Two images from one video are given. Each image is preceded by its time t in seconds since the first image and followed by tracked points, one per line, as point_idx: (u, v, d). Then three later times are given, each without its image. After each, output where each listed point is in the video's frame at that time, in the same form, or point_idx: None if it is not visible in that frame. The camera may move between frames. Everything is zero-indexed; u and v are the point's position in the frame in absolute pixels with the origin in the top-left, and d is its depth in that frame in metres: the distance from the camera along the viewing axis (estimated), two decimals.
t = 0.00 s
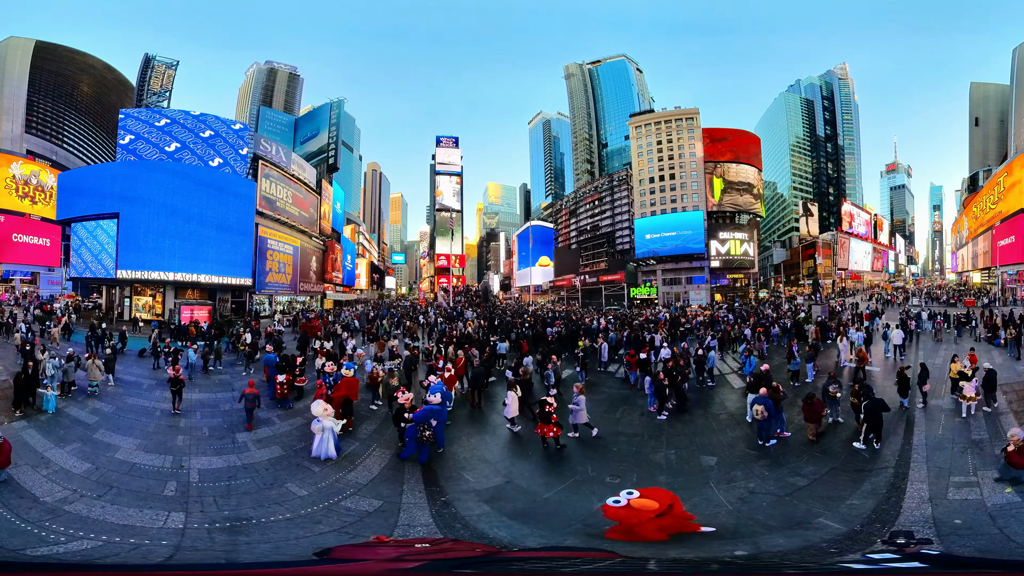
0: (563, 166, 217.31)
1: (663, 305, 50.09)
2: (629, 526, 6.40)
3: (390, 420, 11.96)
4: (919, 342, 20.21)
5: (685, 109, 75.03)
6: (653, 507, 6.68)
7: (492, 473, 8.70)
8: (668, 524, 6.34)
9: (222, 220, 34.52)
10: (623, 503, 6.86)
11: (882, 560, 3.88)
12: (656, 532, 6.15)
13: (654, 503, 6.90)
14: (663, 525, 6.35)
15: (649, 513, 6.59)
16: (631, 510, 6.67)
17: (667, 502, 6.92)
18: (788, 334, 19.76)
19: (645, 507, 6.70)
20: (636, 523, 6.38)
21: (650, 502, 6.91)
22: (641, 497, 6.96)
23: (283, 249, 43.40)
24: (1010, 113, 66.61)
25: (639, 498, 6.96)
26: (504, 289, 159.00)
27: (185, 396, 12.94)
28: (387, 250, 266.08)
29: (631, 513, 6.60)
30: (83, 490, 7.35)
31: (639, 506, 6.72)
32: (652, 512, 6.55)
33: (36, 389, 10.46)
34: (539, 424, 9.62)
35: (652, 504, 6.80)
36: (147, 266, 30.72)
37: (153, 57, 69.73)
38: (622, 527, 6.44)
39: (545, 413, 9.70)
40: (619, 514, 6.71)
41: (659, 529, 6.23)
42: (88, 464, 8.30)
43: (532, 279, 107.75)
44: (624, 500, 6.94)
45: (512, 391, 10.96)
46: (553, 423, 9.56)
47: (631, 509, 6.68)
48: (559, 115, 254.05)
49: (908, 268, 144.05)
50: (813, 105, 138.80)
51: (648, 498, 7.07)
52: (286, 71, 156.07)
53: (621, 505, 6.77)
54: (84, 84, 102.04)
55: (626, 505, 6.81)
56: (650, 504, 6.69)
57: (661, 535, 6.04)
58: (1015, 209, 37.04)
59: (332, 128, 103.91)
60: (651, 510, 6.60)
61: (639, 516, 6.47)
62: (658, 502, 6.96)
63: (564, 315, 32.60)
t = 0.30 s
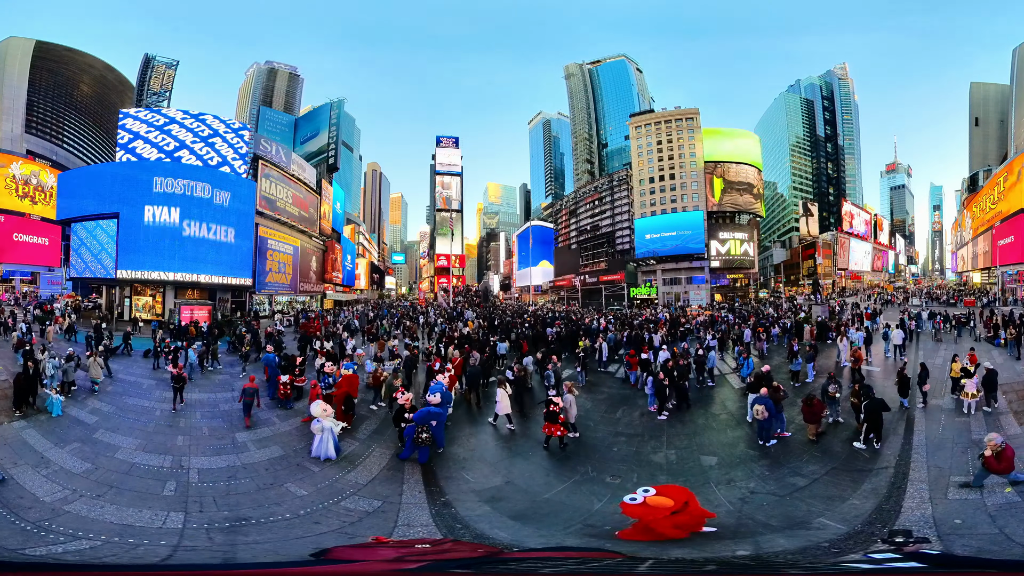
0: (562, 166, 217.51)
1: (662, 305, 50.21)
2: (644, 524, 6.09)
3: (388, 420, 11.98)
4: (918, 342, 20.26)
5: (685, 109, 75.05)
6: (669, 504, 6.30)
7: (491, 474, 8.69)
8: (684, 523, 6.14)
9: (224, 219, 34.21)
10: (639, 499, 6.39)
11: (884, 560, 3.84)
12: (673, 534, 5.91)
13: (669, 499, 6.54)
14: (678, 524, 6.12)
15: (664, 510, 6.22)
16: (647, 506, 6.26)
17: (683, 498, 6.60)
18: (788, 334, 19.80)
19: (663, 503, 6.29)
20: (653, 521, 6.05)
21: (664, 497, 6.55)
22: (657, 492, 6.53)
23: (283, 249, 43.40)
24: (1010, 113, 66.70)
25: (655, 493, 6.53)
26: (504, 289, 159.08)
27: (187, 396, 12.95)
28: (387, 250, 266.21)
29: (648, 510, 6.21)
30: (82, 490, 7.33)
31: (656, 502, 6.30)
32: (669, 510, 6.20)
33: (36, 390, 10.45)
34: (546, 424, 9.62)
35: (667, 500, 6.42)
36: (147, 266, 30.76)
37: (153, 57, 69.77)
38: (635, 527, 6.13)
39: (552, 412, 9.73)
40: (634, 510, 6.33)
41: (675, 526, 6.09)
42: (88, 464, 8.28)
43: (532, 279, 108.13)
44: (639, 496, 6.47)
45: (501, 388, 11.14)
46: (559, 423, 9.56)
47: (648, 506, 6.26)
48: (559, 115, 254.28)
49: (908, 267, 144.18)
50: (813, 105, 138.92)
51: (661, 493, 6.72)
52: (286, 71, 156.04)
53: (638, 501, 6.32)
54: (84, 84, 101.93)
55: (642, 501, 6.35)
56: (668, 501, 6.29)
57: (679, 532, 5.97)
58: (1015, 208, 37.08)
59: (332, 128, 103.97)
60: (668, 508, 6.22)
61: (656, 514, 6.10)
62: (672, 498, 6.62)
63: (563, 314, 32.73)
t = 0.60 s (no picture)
0: (562, 166, 217.47)
1: (662, 305, 50.21)
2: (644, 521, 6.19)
3: (388, 420, 11.98)
4: (918, 342, 20.25)
5: (685, 109, 75.14)
6: (671, 501, 6.32)
7: (492, 474, 8.69)
8: (684, 522, 6.16)
9: (225, 220, 34.29)
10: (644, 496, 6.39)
11: (879, 559, 3.85)
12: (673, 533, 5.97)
13: (673, 496, 6.56)
14: (677, 523, 6.14)
15: (664, 507, 6.27)
16: (650, 503, 6.30)
17: (687, 496, 6.63)
18: (788, 333, 19.80)
19: (665, 500, 6.32)
20: (652, 519, 6.15)
21: (668, 493, 6.58)
22: (663, 487, 6.57)
23: (283, 249, 43.42)
24: (1011, 113, 66.67)
25: (659, 489, 6.55)
26: (504, 289, 159.10)
27: (188, 397, 12.94)
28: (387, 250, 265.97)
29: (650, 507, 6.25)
30: (83, 491, 7.35)
31: (658, 499, 6.32)
32: (668, 508, 6.25)
33: (37, 390, 10.51)
34: (551, 421, 9.73)
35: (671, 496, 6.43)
36: (147, 266, 30.74)
37: (153, 57, 69.79)
38: (637, 525, 6.22)
39: (558, 409, 9.88)
40: (637, 506, 6.39)
41: (673, 525, 6.08)
42: (88, 463, 8.29)
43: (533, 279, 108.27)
44: (643, 492, 6.51)
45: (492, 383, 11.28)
46: (566, 421, 9.70)
47: (651, 502, 6.31)
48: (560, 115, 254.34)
49: (908, 267, 144.22)
50: (813, 105, 138.89)
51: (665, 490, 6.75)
52: (286, 71, 155.97)
53: (642, 498, 6.33)
54: (84, 85, 101.78)
55: (646, 497, 6.37)
56: (670, 498, 6.31)
57: (672, 529, 6.00)
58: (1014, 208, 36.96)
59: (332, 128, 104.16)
60: (668, 504, 6.26)
61: (655, 512, 6.18)
62: (676, 495, 6.66)
63: (563, 315, 32.74)
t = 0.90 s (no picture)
0: (563, 166, 217.30)
1: (662, 305, 50.17)
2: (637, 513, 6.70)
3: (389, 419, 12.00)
4: (919, 342, 20.17)
5: (685, 109, 75.14)
6: (666, 500, 6.73)
7: (492, 474, 8.70)
8: (669, 524, 6.25)
9: (225, 219, 34.18)
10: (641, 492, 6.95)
11: (882, 561, 3.83)
12: (662, 530, 6.17)
13: (670, 497, 7.03)
14: (662, 524, 6.27)
15: (659, 506, 6.68)
16: (646, 501, 6.81)
17: (685, 497, 7.04)
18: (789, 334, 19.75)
19: (660, 498, 6.78)
20: (641, 517, 6.52)
21: (668, 495, 7.02)
22: (662, 488, 7.05)
23: (283, 249, 43.43)
24: (1011, 113, 66.59)
25: (659, 489, 7.06)
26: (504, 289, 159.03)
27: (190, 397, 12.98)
28: (387, 249, 265.56)
29: (644, 504, 6.77)
30: (83, 491, 7.34)
31: (655, 498, 6.82)
32: (662, 507, 6.62)
33: (38, 390, 10.52)
34: (556, 418, 10.05)
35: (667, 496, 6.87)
36: (147, 266, 30.69)
37: (152, 57, 69.74)
38: (631, 518, 6.70)
39: (563, 407, 10.22)
40: (633, 504, 6.92)
41: (656, 525, 6.27)
42: (88, 464, 8.29)
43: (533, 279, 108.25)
44: (644, 491, 7.07)
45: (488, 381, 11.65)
46: (570, 418, 10.05)
47: (647, 501, 6.83)
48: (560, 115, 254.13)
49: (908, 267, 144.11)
50: (813, 105, 138.78)
51: (665, 492, 7.25)
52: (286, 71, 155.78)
53: (639, 495, 6.93)
54: (84, 84, 101.63)
55: (645, 495, 6.94)
56: (666, 498, 6.75)
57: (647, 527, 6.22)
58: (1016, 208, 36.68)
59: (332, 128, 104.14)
60: (663, 504, 6.66)
61: (646, 508, 6.62)
62: (674, 496, 7.10)
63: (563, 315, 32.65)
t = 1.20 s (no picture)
0: (562, 166, 217.28)
1: (662, 305, 50.15)
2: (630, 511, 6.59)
3: (387, 418, 11.99)
4: (918, 342, 20.25)
5: (685, 109, 75.23)
6: (659, 502, 6.50)
7: (492, 474, 8.69)
8: (662, 523, 6.22)
9: (226, 219, 34.15)
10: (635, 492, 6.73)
11: (887, 560, 3.78)
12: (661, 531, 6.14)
13: (666, 497, 6.79)
14: (655, 524, 6.24)
15: (652, 507, 6.48)
16: (639, 502, 6.60)
17: (680, 499, 6.80)
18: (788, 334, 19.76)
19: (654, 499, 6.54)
20: (635, 517, 6.44)
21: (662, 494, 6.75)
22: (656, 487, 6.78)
23: (283, 249, 43.46)
24: (1011, 112, 66.62)
25: (653, 489, 6.78)
26: (504, 289, 159.10)
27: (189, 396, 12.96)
28: (387, 249, 265.32)
29: (636, 504, 6.59)
30: (83, 491, 7.34)
31: (649, 498, 6.57)
32: (653, 508, 6.43)
33: (38, 391, 10.50)
34: (560, 413, 10.40)
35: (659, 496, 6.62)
36: (147, 267, 30.71)
37: (152, 57, 69.82)
38: (624, 518, 6.63)
39: (565, 402, 10.59)
40: (628, 503, 6.76)
41: (649, 525, 6.24)
42: (88, 463, 8.28)
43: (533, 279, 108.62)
44: (639, 490, 6.81)
45: (483, 378, 12.05)
46: (572, 413, 10.47)
47: (640, 501, 6.61)
48: (560, 115, 254.15)
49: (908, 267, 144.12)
50: (813, 105, 138.76)
51: (660, 492, 7.01)
52: (286, 71, 155.79)
53: (633, 495, 6.68)
54: (84, 84, 101.64)
55: (639, 495, 6.67)
56: (659, 498, 6.50)
57: (642, 531, 6.18)
58: (1016, 207, 36.59)
59: (331, 128, 104.22)
60: (656, 505, 6.46)
61: (640, 510, 6.45)
62: (669, 496, 6.88)
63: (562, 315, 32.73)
